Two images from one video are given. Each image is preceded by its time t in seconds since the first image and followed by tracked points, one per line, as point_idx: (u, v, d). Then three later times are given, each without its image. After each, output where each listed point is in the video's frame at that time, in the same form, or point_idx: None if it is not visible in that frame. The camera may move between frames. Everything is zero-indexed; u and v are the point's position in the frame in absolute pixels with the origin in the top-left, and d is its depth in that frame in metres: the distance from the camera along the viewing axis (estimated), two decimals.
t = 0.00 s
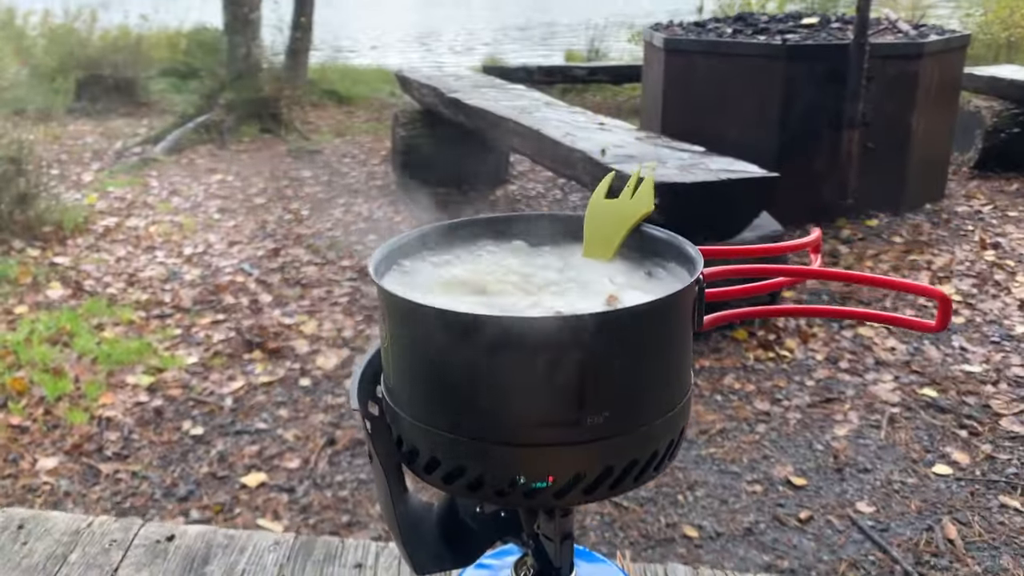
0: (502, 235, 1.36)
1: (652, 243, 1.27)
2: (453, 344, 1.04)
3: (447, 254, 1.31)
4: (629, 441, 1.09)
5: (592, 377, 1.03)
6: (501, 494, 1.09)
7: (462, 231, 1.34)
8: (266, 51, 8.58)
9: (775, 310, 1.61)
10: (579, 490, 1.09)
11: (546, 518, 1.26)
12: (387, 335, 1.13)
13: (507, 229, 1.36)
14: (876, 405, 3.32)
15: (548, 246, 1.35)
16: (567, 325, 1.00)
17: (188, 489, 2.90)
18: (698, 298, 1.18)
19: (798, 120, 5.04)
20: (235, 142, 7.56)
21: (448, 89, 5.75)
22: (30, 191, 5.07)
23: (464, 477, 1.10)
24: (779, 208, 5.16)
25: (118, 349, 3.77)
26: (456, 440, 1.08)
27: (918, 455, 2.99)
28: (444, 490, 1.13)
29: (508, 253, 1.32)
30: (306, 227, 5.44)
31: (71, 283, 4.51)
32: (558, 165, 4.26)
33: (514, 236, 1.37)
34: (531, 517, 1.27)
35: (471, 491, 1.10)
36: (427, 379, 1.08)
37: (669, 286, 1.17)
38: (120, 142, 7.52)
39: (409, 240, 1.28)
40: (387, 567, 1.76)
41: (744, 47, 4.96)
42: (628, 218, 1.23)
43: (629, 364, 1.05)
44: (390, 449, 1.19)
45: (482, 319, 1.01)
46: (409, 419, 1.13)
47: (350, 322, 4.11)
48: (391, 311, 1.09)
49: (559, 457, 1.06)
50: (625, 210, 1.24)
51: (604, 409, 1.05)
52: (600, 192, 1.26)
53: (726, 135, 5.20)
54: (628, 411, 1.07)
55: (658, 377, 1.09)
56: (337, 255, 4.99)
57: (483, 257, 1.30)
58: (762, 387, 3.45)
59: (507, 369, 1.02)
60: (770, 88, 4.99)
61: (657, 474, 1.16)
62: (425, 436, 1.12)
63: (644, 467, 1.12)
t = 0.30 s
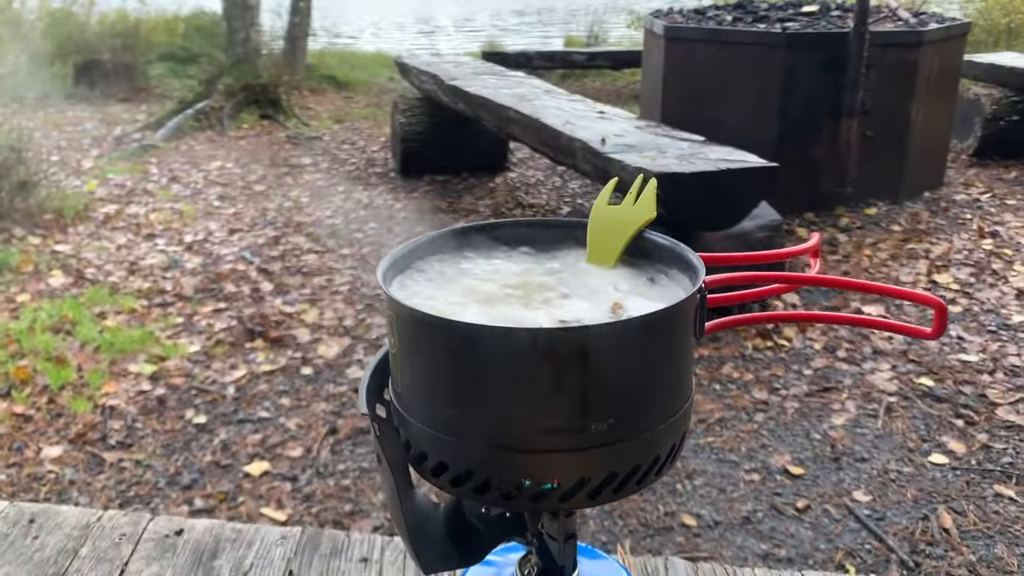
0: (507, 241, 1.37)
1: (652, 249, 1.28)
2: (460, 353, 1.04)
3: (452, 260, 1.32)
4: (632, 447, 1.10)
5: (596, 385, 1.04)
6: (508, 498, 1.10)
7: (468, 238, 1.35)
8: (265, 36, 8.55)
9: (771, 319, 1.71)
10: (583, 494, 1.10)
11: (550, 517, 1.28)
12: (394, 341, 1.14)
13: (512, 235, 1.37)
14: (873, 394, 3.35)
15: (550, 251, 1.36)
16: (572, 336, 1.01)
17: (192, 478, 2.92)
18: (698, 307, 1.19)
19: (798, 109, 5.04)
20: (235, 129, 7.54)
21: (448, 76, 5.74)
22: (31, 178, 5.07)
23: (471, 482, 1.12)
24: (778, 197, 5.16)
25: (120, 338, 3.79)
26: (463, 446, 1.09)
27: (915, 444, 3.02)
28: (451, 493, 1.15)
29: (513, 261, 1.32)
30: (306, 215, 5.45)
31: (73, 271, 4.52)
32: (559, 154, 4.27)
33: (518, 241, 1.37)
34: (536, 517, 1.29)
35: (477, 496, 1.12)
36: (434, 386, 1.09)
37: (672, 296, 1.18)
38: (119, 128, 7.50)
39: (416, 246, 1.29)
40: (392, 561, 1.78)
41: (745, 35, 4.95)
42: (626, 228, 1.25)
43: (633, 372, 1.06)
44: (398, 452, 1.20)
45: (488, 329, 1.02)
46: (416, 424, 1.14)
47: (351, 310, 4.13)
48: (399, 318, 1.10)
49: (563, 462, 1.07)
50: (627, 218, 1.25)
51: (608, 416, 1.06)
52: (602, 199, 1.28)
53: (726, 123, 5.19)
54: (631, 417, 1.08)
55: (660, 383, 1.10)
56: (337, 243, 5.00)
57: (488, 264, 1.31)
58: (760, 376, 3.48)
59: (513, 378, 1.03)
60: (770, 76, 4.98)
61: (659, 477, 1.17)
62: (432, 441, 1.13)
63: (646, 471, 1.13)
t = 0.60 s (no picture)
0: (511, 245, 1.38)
1: (651, 254, 1.31)
2: (466, 360, 1.06)
3: (458, 264, 1.33)
4: (633, 450, 1.12)
5: (599, 390, 1.06)
6: (513, 500, 1.12)
7: (473, 242, 1.36)
8: (262, 22, 8.52)
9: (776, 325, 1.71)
10: (586, 496, 1.12)
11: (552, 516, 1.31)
12: (401, 346, 1.15)
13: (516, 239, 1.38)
14: (868, 384, 3.37)
15: (555, 256, 1.38)
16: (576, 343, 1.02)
17: (193, 466, 2.95)
18: (698, 312, 1.21)
19: (797, 98, 5.04)
20: (233, 115, 7.51)
21: (447, 64, 5.72)
22: (29, 166, 5.08)
23: (475, 484, 1.13)
24: (776, 187, 5.17)
25: (120, 326, 3.81)
26: (468, 449, 1.11)
27: (909, 435, 3.05)
28: (456, 494, 1.16)
29: (517, 266, 1.33)
30: (305, 202, 5.46)
31: (72, 259, 4.53)
32: (558, 143, 4.28)
33: (522, 246, 1.38)
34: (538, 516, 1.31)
35: (482, 497, 1.13)
36: (440, 391, 1.10)
37: (674, 304, 1.19)
38: (117, 114, 7.48)
39: (422, 250, 1.30)
40: (395, 554, 1.81)
41: (744, 24, 4.93)
42: (628, 233, 1.26)
43: (634, 378, 1.08)
44: (403, 454, 1.22)
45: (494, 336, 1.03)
46: (422, 427, 1.15)
47: (350, 299, 4.15)
48: (405, 323, 1.12)
49: (566, 465, 1.09)
50: (628, 223, 1.27)
51: (611, 421, 1.08)
52: (603, 204, 1.30)
53: (725, 112, 5.18)
54: (632, 421, 1.10)
55: (661, 388, 1.12)
56: (336, 231, 5.01)
57: (492, 268, 1.33)
58: (757, 366, 3.50)
59: (517, 384, 1.05)
60: (768, 65, 4.98)
61: (659, 479, 1.19)
62: (438, 444, 1.14)
63: (646, 473, 1.15)
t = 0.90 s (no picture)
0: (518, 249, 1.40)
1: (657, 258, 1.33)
2: (478, 367, 1.08)
3: (466, 268, 1.34)
4: (639, 454, 1.13)
5: (607, 397, 1.07)
6: (522, 502, 1.14)
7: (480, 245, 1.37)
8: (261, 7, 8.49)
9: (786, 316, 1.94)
10: (593, 499, 1.14)
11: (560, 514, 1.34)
12: (414, 349, 1.17)
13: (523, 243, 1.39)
14: (866, 374, 3.40)
15: (564, 260, 1.39)
16: (586, 352, 1.04)
17: (197, 455, 2.97)
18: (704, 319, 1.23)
19: (796, 87, 5.04)
20: (232, 101, 7.49)
21: (447, 51, 5.70)
22: (30, 152, 5.08)
23: (485, 486, 1.16)
24: (775, 176, 5.20)
25: (123, 314, 3.83)
26: (479, 452, 1.13)
27: (906, 426, 3.08)
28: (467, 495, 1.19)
29: (525, 270, 1.35)
30: (305, 190, 5.47)
31: (74, 246, 4.54)
32: (558, 132, 4.29)
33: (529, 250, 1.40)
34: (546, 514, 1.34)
35: (492, 499, 1.16)
36: (453, 396, 1.12)
37: (682, 310, 1.21)
38: (116, 99, 7.47)
39: (432, 255, 1.31)
40: (403, 546, 1.84)
41: (746, 13, 4.91)
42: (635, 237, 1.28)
43: (642, 384, 1.09)
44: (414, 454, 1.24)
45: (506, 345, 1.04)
46: (434, 429, 1.17)
47: (351, 288, 4.17)
48: (418, 328, 1.13)
49: (575, 469, 1.11)
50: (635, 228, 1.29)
51: (618, 427, 1.10)
52: (610, 209, 1.32)
53: (724, 100, 5.19)
54: (639, 427, 1.12)
55: (668, 394, 1.13)
56: (337, 219, 5.03)
57: (502, 272, 1.34)
58: (756, 356, 3.53)
59: (528, 391, 1.06)
60: (769, 53, 4.97)
61: (665, 481, 1.21)
62: (449, 446, 1.16)
63: (652, 475, 1.17)
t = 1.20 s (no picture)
0: (522, 250, 1.41)
1: (660, 258, 1.34)
2: (484, 368, 1.09)
3: (472, 268, 1.36)
4: (643, 453, 1.15)
5: (611, 398, 1.09)
6: (528, 499, 1.16)
7: (485, 246, 1.39)
8: None
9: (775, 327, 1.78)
10: (598, 496, 1.15)
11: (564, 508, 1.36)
12: (422, 350, 1.18)
13: (527, 244, 1.41)
14: (865, 361, 3.42)
15: (568, 260, 1.41)
16: (590, 355, 1.05)
17: (200, 441, 2.99)
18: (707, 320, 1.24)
19: (796, 73, 5.02)
20: (232, 84, 7.47)
21: (448, 35, 5.67)
22: (30, 137, 5.08)
23: (492, 483, 1.17)
24: (775, 161, 5.20)
25: (125, 300, 3.84)
26: (485, 450, 1.15)
27: (903, 413, 3.10)
28: (475, 492, 1.20)
29: (529, 271, 1.37)
30: (305, 174, 5.47)
31: (75, 231, 4.55)
32: (560, 119, 4.29)
33: (533, 250, 1.41)
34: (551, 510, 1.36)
35: (499, 496, 1.17)
36: (460, 395, 1.14)
37: (686, 311, 1.23)
38: (115, 83, 7.44)
39: (439, 255, 1.32)
40: (408, 537, 1.86)
41: None
42: (639, 236, 1.30)
43: (645, 384, 1.11)
44: (422, 452, 1.26)
45: (512, 347, 1.06)
46: (442, 428, 1.19)
47: (352, 274, 4.18)
48: (426, 330, 1.15)
49: (579, 467, 1.12)
50: (640, 227, 1.30)
51: (622, 426, 1.11)
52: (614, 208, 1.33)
53: (726, 85, 5.18)
54: (642, 426, 1.13)
55: (670, 394, 1.15)
56: (337, 205, 5.03)
57: (508, 273, 1.35)
58: (755, 344, 3.55)
59: (534, 392, 1.08)
60: (770, 39, 4.95)
61: (667, 478, 1.23)
62: (457, 445, 1.18)
63: (655, 474, 1.19)
